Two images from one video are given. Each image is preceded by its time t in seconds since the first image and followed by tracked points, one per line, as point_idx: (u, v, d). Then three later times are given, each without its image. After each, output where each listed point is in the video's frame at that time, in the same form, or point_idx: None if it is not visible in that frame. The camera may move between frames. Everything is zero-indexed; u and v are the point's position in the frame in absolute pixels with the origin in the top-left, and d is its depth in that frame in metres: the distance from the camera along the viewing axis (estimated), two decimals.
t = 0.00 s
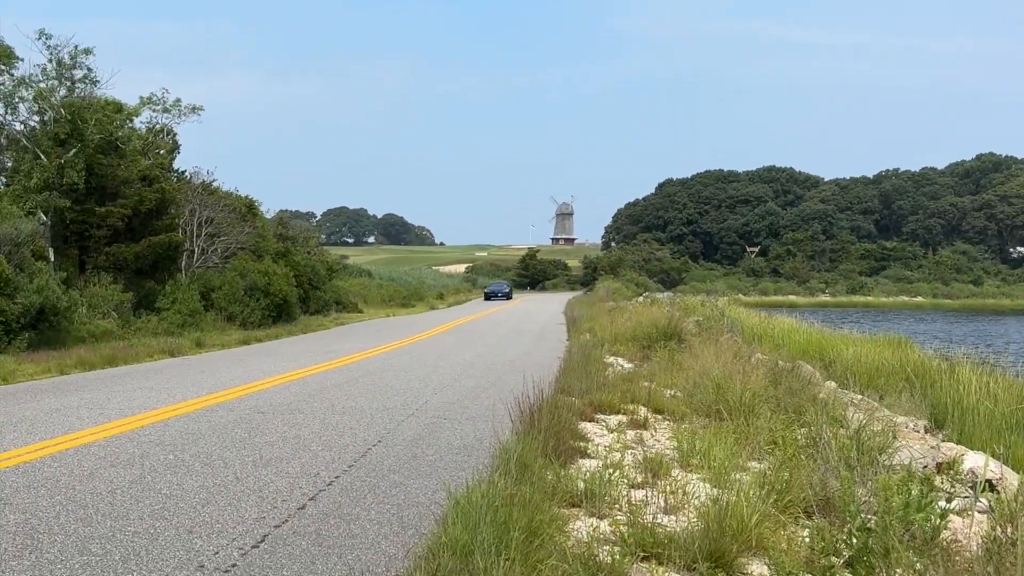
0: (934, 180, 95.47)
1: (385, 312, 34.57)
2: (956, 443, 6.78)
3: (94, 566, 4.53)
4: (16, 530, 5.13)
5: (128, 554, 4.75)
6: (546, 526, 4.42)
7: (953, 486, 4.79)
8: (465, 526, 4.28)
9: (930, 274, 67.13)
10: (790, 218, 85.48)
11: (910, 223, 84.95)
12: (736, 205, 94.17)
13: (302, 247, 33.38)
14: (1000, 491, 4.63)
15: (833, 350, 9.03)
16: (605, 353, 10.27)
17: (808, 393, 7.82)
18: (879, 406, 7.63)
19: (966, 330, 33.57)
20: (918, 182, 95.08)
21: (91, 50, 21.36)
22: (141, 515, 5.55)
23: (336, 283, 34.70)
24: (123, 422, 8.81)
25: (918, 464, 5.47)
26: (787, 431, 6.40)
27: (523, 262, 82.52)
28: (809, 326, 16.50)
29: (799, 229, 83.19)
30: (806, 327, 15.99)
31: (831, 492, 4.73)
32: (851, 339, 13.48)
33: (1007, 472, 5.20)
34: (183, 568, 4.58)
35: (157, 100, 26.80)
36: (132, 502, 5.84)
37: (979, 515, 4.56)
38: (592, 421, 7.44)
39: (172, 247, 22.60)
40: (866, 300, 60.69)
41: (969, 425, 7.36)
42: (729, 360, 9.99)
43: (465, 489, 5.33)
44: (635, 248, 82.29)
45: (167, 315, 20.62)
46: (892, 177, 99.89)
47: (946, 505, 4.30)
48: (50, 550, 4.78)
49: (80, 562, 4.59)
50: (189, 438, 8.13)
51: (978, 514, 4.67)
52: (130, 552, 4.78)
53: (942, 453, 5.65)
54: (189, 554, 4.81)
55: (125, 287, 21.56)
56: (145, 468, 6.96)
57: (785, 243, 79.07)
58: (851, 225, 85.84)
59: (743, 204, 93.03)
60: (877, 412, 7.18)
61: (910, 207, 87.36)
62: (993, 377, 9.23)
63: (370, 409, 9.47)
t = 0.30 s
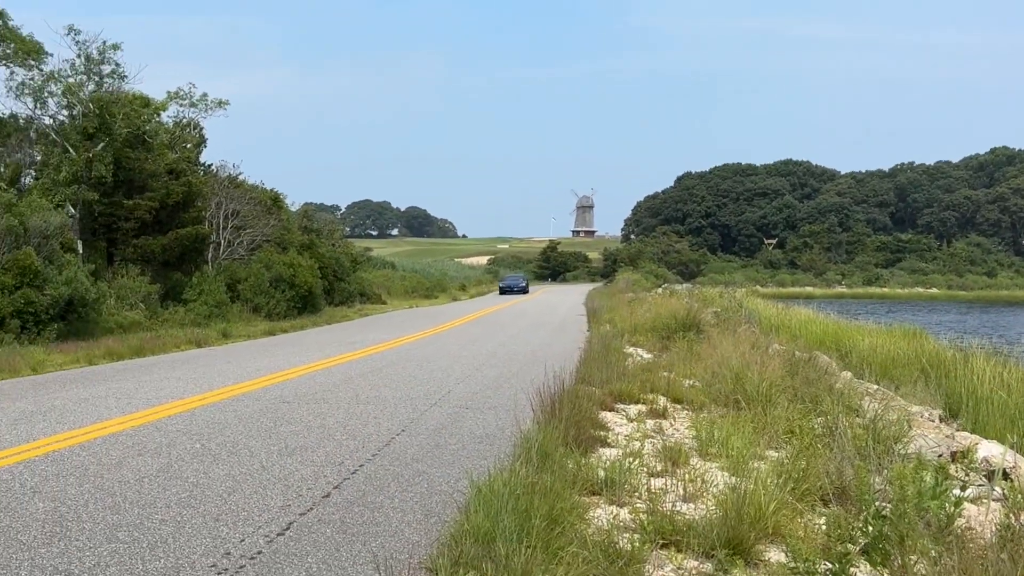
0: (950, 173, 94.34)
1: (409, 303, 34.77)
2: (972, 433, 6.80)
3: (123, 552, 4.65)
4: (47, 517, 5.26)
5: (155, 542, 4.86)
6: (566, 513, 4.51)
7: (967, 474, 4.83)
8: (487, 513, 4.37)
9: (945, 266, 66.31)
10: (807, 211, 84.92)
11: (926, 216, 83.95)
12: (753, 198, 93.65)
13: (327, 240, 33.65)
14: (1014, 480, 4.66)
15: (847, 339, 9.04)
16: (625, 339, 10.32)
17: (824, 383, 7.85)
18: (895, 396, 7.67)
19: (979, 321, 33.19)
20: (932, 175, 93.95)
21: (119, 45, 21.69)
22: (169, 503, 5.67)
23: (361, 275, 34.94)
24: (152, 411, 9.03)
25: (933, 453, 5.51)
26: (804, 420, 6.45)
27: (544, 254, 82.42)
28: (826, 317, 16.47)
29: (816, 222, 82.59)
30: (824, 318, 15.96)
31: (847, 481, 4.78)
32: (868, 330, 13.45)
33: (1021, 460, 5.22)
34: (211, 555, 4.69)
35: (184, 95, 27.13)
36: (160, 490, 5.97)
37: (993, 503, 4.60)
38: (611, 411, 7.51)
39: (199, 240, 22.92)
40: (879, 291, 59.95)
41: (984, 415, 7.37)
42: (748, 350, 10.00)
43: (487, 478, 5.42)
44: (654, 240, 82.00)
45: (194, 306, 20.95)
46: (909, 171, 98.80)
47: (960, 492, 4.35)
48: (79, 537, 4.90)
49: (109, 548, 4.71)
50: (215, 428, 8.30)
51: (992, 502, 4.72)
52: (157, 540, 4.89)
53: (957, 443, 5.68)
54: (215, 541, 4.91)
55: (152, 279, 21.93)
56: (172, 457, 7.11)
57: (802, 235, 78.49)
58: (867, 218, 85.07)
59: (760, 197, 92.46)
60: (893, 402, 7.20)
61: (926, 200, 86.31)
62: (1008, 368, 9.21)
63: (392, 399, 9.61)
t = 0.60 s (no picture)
0: (965, 166, 93.44)
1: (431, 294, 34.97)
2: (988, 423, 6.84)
3: (152, 539, 4.78)
4: (77, 504, 5.41)
5: (182, 530, 4.98)
6: (586, 502, 4.59)
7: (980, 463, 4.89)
8: (508, 502, 4.46)
9: (960, 259, 65.47)
10: (824, 205, 84.36)
11: (940, 208, 83.07)
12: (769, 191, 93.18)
13: (351, 232, 33.91)
14: None
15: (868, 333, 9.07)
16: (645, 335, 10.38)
17: (840, 374, 7.88)
18: (910, 387, 7.70)
19: (991, 312, 33.00)
20: (945, 168, 92.96)
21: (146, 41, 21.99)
22: (195, 492, 5.81)
23: (384, 267, 35.15)
24: (179, 401, 9.24)
25: (946, 442, 5.56)
26: (821, 410, 6.49)
27: (564, 245, 82.25)
28: (842, 308, 16.46)
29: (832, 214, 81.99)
30: (840, 310, 15.97)
31: (863, 470, 4.83)
32: (883, 321, 13.47)
33: None
34: (237, 542, 4.80)
35: (210, 90, 27.47)
36: (187, 478, 6.12)
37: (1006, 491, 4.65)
38: (631, 401, 7.58)
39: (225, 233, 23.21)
40: (894, 282, 59.32)
41: (998, 404, 7.39)
42: (765, 341, 10.02)
43: (508, 467, 5.49)
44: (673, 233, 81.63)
45: (220, 298, 21.26)
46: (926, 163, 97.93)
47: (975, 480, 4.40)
48: (108, 524, 5.03)
49: (136, 536, 4.82)
50: (241, 418, 8.47)
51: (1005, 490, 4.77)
52: (184, 528, 5.01)
53: (970, 432, 5.73)
54: (241, 529, 5.03)
55: (179, 271, 22.28)
56: (199, 446, 7.28)
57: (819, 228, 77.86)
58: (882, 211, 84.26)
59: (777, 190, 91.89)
60: (908, 392, 7.24)
61: (941, 191, 84.20)
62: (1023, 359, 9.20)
63: (415, 389, 9.74)
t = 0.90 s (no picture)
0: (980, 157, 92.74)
1: (451, 286, 35.15)
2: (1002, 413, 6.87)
3: (178, 527, 4.90)
4: (104, 493, 5.55)
5: (207, 518, 5.10)
6: (606, 491, 4.67)
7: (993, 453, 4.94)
8: (529, 491, 4.55)
9: (972, 250, 64.38)
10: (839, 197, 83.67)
11: (953, 201, 82.40)
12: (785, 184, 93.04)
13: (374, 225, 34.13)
14: None
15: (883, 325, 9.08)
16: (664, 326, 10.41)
17: (856, 364, 7.93)
18: (925, 377, 7.73)
19: (1005, 303, 32.74)
20: (956, 160, 92.25)
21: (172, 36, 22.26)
22: (220, 480, 5.95)
23: (406, 260, 35.36)
24: (204, 391, 9.44)
25: (960, 431, 5.60)
26: (836, 400, 6.53)
27: (584, 237, 82.13)
28: (858, 300, 16.47)
29: (847, 207, 81.42)
30: (855, 301, 16.00)
31: (878, 459, 4.89)
32: (899, 313, 13.46)
33: None
34: (262, 530, 4.92)
35: (236, 85, 27.77)
36: (212, 467, 6.26)
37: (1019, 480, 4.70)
38: (650, 391, 7.64)
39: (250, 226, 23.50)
40: (909, 275, 58.75)
41: (1011, 394, 7.43)
42: (782, 332, 10.06)
43: (528, 456, 5.57)
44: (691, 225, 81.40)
45: (246, 290, 21.53)
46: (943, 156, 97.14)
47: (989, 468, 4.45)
48: (135, 512, 5.16)
49: (163, 524, 4.94)
50: (265, 407, 8.65)
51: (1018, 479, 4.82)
52: (209, 516, 5.13)
53: (984, 422, 5.77)
54: (266, 517, 5.15)
55: (205, 263, 22.62)
56: (224, 436, 7.45)
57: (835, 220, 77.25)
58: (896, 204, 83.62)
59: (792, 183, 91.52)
60: (922, 383, 7.27)
61: (953, 185, 83.94)
62: None
63: (435, 380, 9.87)
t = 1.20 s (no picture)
0: (991, 152, 92.35)
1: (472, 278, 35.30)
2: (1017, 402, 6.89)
3: (203, 515, 5.02)
4: (130, 482, 5.69)
5: (232, 506, 5.22)
6: (625, 479, 4.75)
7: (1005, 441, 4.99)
8: (549, 479, 4.64)
9: (986, 244, 63.63)
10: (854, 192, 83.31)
11: (965, 193, 81.66)
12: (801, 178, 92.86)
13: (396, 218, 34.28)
14: None
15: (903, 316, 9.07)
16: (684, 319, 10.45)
17: (871, 354, 7.97)
18: (940, 368, 7.75)
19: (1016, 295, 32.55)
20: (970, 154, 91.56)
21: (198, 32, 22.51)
22: (245, 470, 6.08)
23: (429, 252, 35.51)
24: (229, 380, 9.64)
25: (974, 421, 5.65)
26: (852, 391, 6.57)
27: (604, 230, 81.94)
28: (874, 291, 16.48)
29: (862, 201, 81.07)
30: (872, 293, 15.98)
31: (893, 448, 4.94)
32: (914, 305, 13.48)
33: None
34: (285, 519, 5.03)
35: (260, 80, 28.07)
36: (237, 456, 6.40)
37: None
38: (668, 381, 7.71)
39: (274, 218, 23.76)
40: (922, 268, 58.15)
41: None
42: (799, 323, 10.09)
43: (549, 445, 5.66)
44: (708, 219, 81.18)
45: (270, 282, 21.76)
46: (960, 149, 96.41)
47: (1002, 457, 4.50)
48: (161, 502, 5.28)
49: (188, 513, 5.05)
50: (289, 397, 8.81)
51: None
52: (235, 504, 5.26)
53: (997, 412, 5.80)
54: (290, 506, 5.28)
55: (230, 255, 22.92)
56: (249, 425, 7.62)
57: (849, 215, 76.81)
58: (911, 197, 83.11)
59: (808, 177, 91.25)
60: (937, 373, 7.30)
61: (967, 179, 82.53)
62: None
63: (456, 370, 9.99)
